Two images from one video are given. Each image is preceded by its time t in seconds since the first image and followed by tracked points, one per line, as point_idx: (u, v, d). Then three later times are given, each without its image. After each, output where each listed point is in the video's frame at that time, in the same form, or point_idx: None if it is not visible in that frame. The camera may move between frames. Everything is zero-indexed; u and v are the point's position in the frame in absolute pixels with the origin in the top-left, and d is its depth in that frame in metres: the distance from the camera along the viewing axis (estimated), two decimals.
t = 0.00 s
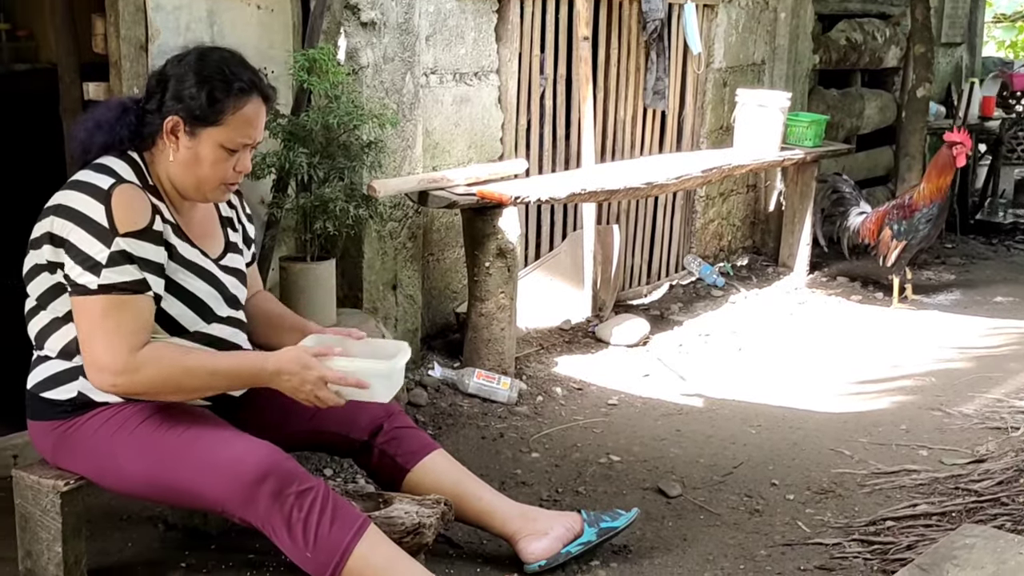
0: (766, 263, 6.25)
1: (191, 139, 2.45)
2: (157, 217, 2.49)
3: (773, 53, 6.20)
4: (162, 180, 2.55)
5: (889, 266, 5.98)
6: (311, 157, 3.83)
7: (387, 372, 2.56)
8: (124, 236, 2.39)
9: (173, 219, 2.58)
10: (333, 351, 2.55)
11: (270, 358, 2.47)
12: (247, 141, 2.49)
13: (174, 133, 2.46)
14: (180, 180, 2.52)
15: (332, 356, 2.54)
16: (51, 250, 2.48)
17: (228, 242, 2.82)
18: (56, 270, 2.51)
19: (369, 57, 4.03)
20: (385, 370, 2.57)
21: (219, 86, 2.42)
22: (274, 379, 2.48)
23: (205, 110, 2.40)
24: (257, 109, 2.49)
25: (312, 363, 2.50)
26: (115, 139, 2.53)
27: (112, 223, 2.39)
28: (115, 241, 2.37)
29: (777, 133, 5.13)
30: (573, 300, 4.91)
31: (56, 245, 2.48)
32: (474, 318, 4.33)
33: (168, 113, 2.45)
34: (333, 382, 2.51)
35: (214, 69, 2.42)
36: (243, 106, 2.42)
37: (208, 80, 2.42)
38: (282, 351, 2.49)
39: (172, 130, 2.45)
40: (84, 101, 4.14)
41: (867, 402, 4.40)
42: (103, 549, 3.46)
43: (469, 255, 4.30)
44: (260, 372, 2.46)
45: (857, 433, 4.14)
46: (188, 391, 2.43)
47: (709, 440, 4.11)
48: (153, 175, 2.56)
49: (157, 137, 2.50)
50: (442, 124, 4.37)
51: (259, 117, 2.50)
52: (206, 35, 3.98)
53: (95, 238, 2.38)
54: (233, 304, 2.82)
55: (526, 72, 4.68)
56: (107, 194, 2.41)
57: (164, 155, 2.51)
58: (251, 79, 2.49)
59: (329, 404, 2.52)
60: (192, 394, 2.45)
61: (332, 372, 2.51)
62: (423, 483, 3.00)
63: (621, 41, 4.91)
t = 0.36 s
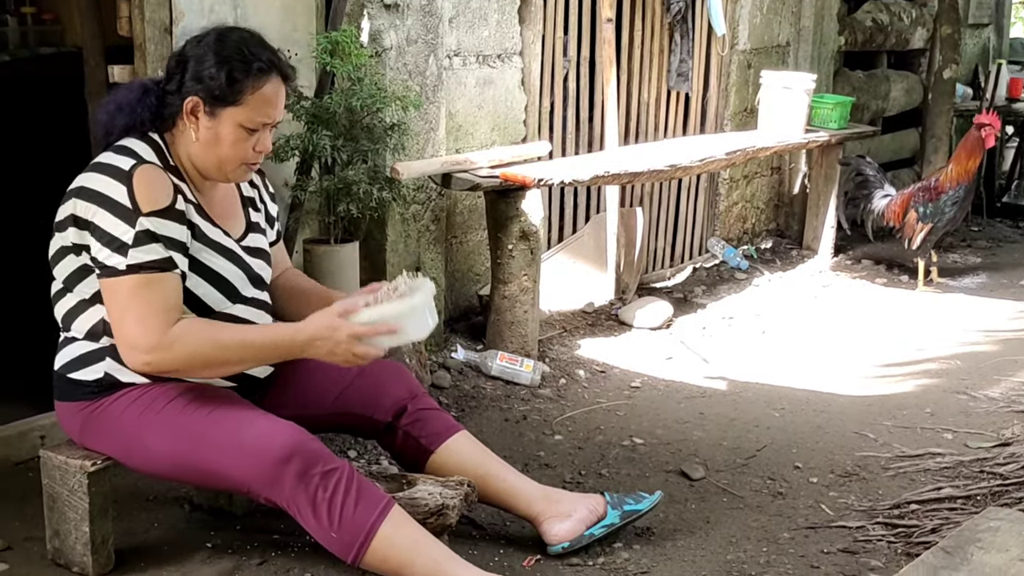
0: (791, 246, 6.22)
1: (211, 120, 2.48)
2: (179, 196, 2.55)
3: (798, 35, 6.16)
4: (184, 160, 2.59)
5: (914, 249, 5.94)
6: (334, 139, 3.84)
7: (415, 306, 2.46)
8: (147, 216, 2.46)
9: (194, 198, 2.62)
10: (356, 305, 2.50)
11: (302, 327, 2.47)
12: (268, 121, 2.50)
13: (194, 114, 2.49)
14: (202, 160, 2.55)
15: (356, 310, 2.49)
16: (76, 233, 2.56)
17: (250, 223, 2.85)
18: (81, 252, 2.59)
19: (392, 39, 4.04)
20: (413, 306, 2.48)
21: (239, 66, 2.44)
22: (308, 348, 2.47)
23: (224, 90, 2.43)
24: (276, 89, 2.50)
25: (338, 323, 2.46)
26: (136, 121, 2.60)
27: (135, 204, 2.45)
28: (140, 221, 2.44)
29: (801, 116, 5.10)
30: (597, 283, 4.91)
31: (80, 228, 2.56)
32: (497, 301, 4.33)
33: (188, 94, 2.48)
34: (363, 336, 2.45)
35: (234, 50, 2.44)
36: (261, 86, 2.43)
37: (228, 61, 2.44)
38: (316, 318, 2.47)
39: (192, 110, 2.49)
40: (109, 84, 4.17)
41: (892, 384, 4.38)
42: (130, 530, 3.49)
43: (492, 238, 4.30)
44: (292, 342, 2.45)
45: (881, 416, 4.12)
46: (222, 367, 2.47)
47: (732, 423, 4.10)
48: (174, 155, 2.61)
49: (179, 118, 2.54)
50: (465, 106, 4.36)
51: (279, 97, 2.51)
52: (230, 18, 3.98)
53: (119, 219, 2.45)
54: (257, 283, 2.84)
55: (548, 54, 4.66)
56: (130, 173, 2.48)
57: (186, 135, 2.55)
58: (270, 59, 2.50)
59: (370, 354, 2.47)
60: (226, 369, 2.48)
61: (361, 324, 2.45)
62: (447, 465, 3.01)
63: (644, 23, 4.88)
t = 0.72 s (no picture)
0: (818, 241, 6.20)
1: (246, 117, 2.49)
2: (211, 193, 2.54)
3: (826, 28, 6.15)
4: (217, 158, 2.61)
5: (942, 244, 5.94)
6: (363, 135, 3.86)
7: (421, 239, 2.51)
8: (179, 213, 2.46)
9: (228, 196, 2.63)
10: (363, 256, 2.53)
11: (312, 289, 2.46)
12: (302, 120, 2.52)
13: (229, 111, 2.51)
14: (235, 157, 2.57)
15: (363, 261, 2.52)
16: (109, 228, 2.60)
17: (281, 219, 2.85)
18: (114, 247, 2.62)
19: (419, 34, 4.07)
20: (420, 244, 2.52)
21: (273, 65, 2.46)
22: (321, 307, 2.46)
23: (258, 88, 2.44)
24: (311, 88, 2.51)
25: (347, 276, 2.47)
26: (169, 118, 2.61)
27: (166, 201, 2.47)
28: (170, 218, 2.46)
29: (829, 109, 5.09)
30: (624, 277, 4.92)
31: (114, 222, 2.59)
32: (524, 296, 4.34)
33: (223, 92, 2.50)
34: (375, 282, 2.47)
35: (268, 48, 2.46)
36: (296, 85, 2.45)
37: (261, 59, 2.45)
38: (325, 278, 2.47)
39: (227, 108, 2.50)
40: (140, 80, 4.19)
41: (920, 379, 4.37)
42: (161, 522, 3.51)
43: (519, 233, 4.30)
44: (303, 302, 2.45)
45: (910, 412, 4.11)
46: (241, 348, 2.46)
47: (760, 419, 4.10)
48: (208, 152, 2.62)
49: (214, 115, 2.55)
50: (492, 101, 4.37)
51: (313, 96, 2.52)
52: (260, 14, 4.00)
53: (151, 215, 2.46)
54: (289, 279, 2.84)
55: (576, 49, 4.65)
56: (163, 170, 2.49)
57: (220, 133, 2.56)
58: (304, 57, 2.51)
59: (387, 299, 2.48)
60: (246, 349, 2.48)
61: (370, 272, 2.48)
62: (474, 460, 3.02)
63: (672, 17, 4.87)
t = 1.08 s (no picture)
0: (857, 244, 6.16)
1: (289, 123, 2.50)
2: (254, 197, 2.56)
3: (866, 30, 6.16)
4: (260, 161, 2.62)
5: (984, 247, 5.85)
6: (403, 137, 3.87)
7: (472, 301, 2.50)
8: (224, 216, 2.48)
9: (270, 199, 2.64)
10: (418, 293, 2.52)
11: (357, 308, 2.48)
12: (345, 125, 2.52)
13: (271, 117, 2.52)
14: (278, 162, 2.58)
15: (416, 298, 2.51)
16: (153, 231, 2.61)
17: (324, 223, 2.88)
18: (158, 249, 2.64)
19: (459, 38, 4.08)
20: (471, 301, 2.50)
21: (317, 70, 2.46)
22: (365, 328, 2.49)
23: (303, 94, 2.45)
24: (353, 93, 2.52)
25: (396, 307, 2.48)
26: (214, 121, 2.63)
27: (211, 205, 2.48)
28: (214, 221, 2.47)
29: (870, 112, 5.07)
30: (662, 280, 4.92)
31: (157, 225, 2.60)
32: (562, 298, 4.35)
33: (267, 97, 2.50)
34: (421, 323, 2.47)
35: (312, 53, 2.46)
36: (339, 91, 2.45)
37: (306, 65, 2.45)
38: (374, 299, 2.49)
39: (270, 114, 2.51)
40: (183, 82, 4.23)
41: (961, 385, 4.34)
42: (202, 522, 3.52)
43: (557, 236, 4.30)
44: (348, 320, 2.48)
45: (951, 418, 4.08)
46: (284, 356, 2.49)
47: (799, 423, 4.08)
48: (251, 156, 2.63)
49: (257, 120, 2.56)
50: (531, 104, 4.36)
51: (355, 101, 2.53)
52: (301, 17, 4.01)
53: (195, 219, 2.48)
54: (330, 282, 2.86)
55: (615, 52, 4.64)
56: (207, 174, 2.50)
57: (263, 138, 2.57)
58: (347, 63, 2.52)
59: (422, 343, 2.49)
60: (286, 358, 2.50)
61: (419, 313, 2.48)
62: (513, 463, 3.03)
63: (711, 19, 4.85)
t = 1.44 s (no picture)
0: (905, 250, 6.11)
1: (335, 130, 2.52)
2: (301, 204, 2.56)
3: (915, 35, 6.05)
4: (307, 167, 2.61)
5: None
6: (449, 144, 3.88)
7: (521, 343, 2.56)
8: (269, 222, 2.48)
9: (317, 206, 2.63)
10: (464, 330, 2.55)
11: (406, 341, 2.51)
12: (390, 133, 2.54)
13: (318, 124, 2.54)
14: (322, 168, 2.58)
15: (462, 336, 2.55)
16: (201, 236, 2.63)
17: (369, 228, 2.84)
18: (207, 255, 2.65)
19: (506, 44, 4.08)
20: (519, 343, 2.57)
21: (363, 78, 2.48)
22: (410, 362, 2.51)
23: (349, 101, 2.47)
24: (399, 100, 2.54)
25: (444, 345, 2.51)
26: (261, 128, 2.62)
27: (257, 210, 2.49)
28: (259, 227, 2.47)
29: (917, 117, 5.06)
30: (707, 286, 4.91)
31: (206, 231, 2.62)
32: (607, 305, 4.35)
33: (313, 105, 2.52)
34: (467, 363, 2.51)
35: (359, 61, 2.48)
36: (386, 98, 2.47)
37: (352, 72, 2.48)
38: (426, 336, 2.51)
39: (317, 121, 2.53)
40: (233, 90, 4.28)
41: (1011, 394, 4.28)
42: (251, 526, 3.52)
43: (603, 242, 4.30)
44: (396, 353, 2.49)
45: (1001, 428, 4.03)
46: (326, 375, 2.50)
47: (847, 431, 4.04)
48: (298, 162, 2.63)
49: (302, 126, 2.57)
50: (577, 111, 4.37)
51: (401, 109, 2.54)
52: (349, 25, 4.03)
53: (241, 225, 2.49)
54: (376, 288, 2.83)
55: (661, 58, 4.62)
56: (254, 180, 2.52)
57: (309, 146, 2.58)
58: (393, 71, 2.53)
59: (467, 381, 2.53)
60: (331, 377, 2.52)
61: (469, 351, 2.52)
62: (559, 469, 3.01)
63: (756, 27, 4.88)
